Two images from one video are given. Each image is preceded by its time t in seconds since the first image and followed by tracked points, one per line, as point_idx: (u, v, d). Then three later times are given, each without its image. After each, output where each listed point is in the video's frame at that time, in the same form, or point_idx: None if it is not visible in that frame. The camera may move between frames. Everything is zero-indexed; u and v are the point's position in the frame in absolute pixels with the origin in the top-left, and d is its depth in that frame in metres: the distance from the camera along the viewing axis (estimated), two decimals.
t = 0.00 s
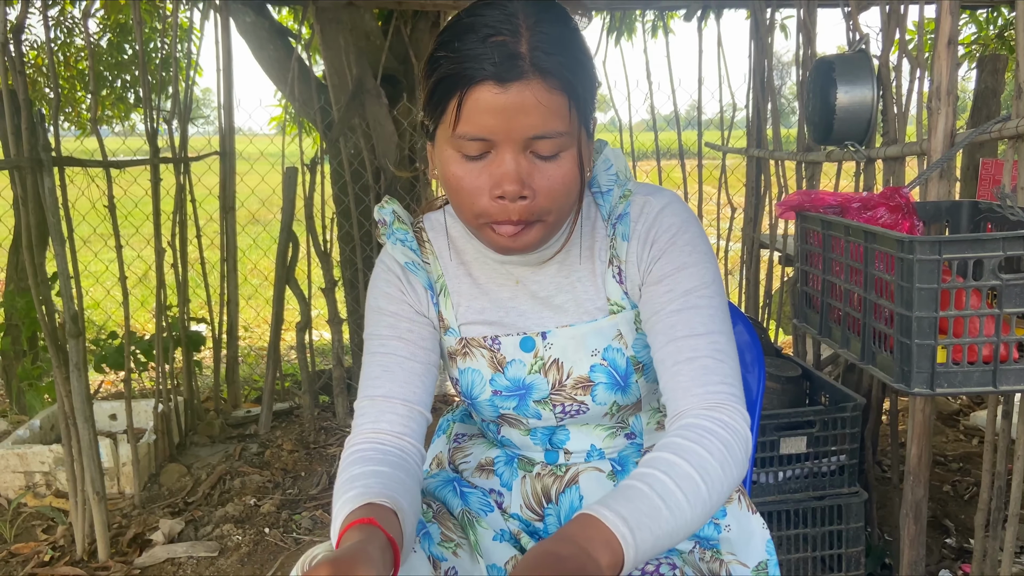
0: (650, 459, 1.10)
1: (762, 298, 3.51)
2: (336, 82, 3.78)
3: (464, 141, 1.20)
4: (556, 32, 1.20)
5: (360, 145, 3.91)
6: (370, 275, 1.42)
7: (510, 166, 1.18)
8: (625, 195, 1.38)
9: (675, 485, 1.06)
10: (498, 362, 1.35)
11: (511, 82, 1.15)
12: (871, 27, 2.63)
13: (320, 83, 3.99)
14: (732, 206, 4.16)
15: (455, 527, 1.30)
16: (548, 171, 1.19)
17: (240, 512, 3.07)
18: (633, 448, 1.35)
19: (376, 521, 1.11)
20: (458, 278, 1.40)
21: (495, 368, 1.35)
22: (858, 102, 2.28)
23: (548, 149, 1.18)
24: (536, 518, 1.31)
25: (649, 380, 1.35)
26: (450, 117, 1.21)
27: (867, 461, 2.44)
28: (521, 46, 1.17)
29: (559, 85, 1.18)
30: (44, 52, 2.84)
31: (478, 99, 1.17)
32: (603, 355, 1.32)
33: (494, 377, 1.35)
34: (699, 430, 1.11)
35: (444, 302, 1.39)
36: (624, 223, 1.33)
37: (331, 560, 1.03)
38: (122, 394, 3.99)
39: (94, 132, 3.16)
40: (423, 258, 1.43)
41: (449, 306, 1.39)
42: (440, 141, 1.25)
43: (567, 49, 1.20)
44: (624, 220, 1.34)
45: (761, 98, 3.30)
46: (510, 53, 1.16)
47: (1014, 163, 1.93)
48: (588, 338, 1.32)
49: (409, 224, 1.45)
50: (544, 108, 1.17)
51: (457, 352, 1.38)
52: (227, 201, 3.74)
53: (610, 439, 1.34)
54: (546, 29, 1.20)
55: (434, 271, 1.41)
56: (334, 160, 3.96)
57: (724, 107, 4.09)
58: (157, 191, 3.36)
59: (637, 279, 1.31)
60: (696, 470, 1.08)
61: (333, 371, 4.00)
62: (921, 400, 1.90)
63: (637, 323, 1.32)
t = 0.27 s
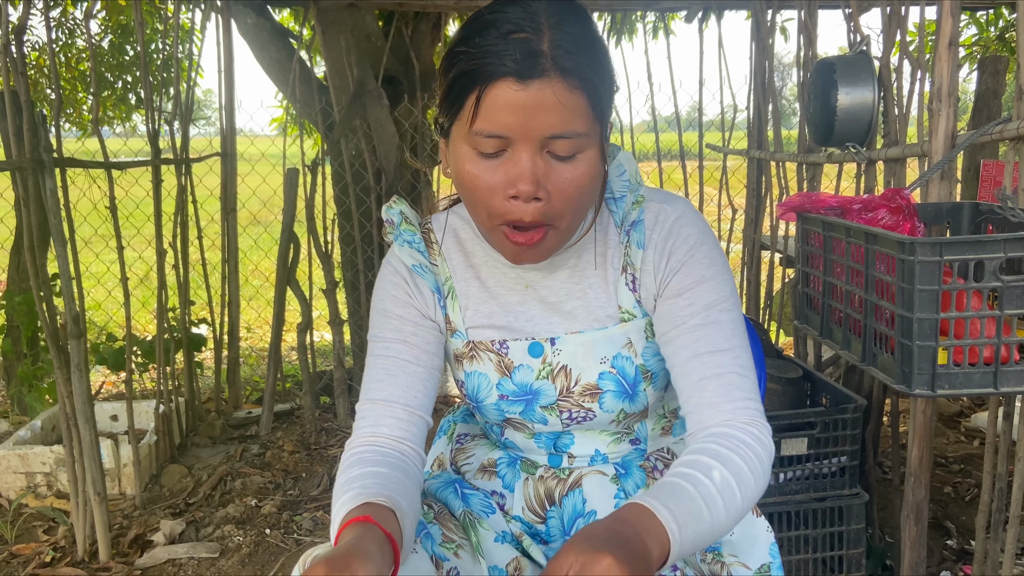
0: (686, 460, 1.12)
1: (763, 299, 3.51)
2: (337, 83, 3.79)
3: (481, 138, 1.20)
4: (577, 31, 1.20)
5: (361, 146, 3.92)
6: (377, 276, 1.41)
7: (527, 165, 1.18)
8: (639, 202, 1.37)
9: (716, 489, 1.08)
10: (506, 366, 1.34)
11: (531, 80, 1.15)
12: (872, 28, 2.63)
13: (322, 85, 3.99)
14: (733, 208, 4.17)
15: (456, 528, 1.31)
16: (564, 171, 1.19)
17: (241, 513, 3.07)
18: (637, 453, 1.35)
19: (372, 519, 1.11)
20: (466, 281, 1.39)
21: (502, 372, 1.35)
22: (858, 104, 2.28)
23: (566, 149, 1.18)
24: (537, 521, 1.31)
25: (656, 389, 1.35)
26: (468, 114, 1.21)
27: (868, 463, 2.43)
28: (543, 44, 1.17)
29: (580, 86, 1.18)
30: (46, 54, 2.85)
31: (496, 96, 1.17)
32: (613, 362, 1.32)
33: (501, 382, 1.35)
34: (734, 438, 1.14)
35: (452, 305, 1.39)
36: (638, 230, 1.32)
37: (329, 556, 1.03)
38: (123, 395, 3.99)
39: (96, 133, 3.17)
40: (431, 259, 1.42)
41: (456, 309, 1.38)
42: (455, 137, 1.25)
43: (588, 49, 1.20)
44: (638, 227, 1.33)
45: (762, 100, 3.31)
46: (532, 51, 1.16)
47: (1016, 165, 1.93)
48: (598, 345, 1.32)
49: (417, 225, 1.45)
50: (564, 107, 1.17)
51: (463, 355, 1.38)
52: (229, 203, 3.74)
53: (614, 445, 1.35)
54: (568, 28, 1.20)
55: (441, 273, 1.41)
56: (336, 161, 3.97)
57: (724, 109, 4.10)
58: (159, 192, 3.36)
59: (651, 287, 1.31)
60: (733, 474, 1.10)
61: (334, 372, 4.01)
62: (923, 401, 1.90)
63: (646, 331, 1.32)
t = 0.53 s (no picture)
0: (743, 505, 1.17)
1: (765, 300, 3.51)
2: (338, 84, 3.79)
3: (501, 134, 1.20)
4: (599, 28, 1.21)
5: (361, 148, 3.92)
6: (386, 280, 1.40)
7: (548, 161, 1.18)
8: (661, 211, 1.39)
9: (778, 508, 1.16)
10: (519, 373, 1.34)
11: (552, 74, 1.16)
12: (873, 29, 2.63)
13: (323, 86, 3.99)
14: (734, 209, 4.17)
15: (460, 530, 1.30)
16: (584, 169, 1.19)
17: (242, 514, 3.07)
18: (644, 459, 1.36)
19: (368, 504, 1.14)
20: (479, 288, 1.39)
21: (515, 379, 1.35)
22: (859, 105, 2.28)
23: (587, 145, 1.18)
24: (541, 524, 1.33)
25: (671, 398, 1.35)
26: (488, 109, 1.21)
27: (869, 464, 2.43)
28: (565, 39, 1.18)
29: (601, 83, 1.18)
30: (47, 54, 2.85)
31: (517, 90, 1.18)
32: (628, 372, 1.32)
33: (513, 389, 1.35)
34: (778, 470, 1.19)
35: (463, 311, 1.38)
36: (662, 241, 1.34)
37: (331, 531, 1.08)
38: (124, 396, 4.00)
39: (97, 134, 3.17)
40: (442, 265, 1.41)
41: (468, 315, 1.38)
42: (474, 135, 1.25)
43: (611, 46, 1.21)
44: (662, 237, 1.34)
45: (763, 101, 3.31)
46: (554, 45, 1.17)
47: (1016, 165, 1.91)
48: (613, 354, 1.33)
49: (427, 230, 1.43)
50: (585, 103, 1.17)
51: (474, 360, 1.37)
52: (229, 203, 3.74)
53: (622, 450, 1.35)
54: (590, 25, 1.20)
55: (452, 279, 1.40)
56: (337, 162, 3.97)
57: (725, 110, 4.10)
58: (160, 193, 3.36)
59: (673, 296, 1.32)
60: (787, 513, 1.16)
61: (335, 373, 4.01)
62: (924, 402, 1.89)
63: (663, 341, 1.33)
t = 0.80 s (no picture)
0: (759, 519, 1.18)
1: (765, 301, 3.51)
2: (339, 85, 3.80)
3: (517, 136, 1.20)
4: (620, 28, 1.21)
5: (362, 148, 3.92)
6: (399, 284, 1.38)
7: (563, 162, 1.17)
8: (682, 220, 1.40)
9: (793, 521, 1.18)
10: (533, 383, 1.35)
11: (566, 73, 1.16)
12: (873, 31, 2.63)
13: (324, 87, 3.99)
14: (735, 209, 4.17)
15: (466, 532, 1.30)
16: (601, 170, 1.19)
17: (243, 515, 3.07)
18: (653, 467, 1.37)
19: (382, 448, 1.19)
20: (494, 296, 1.39)
21: (528, 389, 1.35)
22: (860, 106, 2.28)
23: (604, 147, 1.18)
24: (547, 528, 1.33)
25: (684, 409, 1.36)
26: (504, 111, 1.22)
27: (870, 465, 2.43)
28: (581, 37, 1.18)
29: (618, 83, 1.18)
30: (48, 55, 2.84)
31: (532, 90, 1.18)
32: (644, 383, 1.33)
33: (525, 399, 1.35)
34: (788, 499, 1.20)
35: (477, 319, 1.39)
36: (683, 251, 1.35)
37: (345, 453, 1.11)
38: (124, 397, 4.00)
39: (98, 134, 3.17)
40: (457, 272, 1.41)
41: (482, 324, 1.38)
42: (491, 139, 1.26)
43: (631, 46, 1.21)
44: (683, 247, 1.36)
45: (763, 102, 3.31)
46: (570, 44, 1.18)
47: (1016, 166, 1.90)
48: (630, 365, 1.33)
49: (440, 237, 1.43)
50: (601, 103, 1.17)
51: (487, 369, 1.38)
52: (230, 204, 3.74)
53: (632, 459, 1.36)
54: (609, 25, 1.20)
55: (467, 287, 1.40)
56: (337, 163, 3.96)
57: (726, 111, 4.10)
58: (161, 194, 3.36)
59: (692, 306, 1.33)
60: (798, 545, 1.17)
61: (336, 374, 4.01)
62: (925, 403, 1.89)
63: (680, 351, 1.34)
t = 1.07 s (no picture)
0: (766, 519, 1.19)
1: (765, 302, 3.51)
2: (339, 87, 3.81)
3: (526, 144, 1.20)
4: (631, 35, 1.21)
5: (362, 150, 3.92)
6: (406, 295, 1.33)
7: (573, 171, 1.17)
8: (689, 221, 1.41)
9: (801, 524, 1.18)
10: (542, 393, 1.35)
11: (576, 81, 1.16)
12: (873, 32, 2.64)
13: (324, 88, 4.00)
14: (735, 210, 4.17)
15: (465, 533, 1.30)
16: (611, 179, 1.19)
17: (243, 516, 3.07)
18: (657, 473, 1.37)
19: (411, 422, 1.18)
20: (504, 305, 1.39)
21: (538, 399, 1.35)
22: (861, 107, 2.28)
23: (615, 156, 1.18)
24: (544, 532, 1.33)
25: (694, 412, 1.37)
26: (513, 117, 1.22)
27: (870, 466, 2.43)
28: (592, 44, 1.18)
29: (629, 91, 1.18)
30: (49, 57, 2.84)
31: (541, 98, 1.18)
32: (655, 388, 1.33)
33: (536, 408, 1.35)
34: (798, 500, 1.20)
35: (488, 329, 1.37)
36: (692, 251, 1.36)
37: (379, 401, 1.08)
38: (125, 399, 4.00)
39: (98, 136, 3.17)
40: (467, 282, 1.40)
41: (492, 333, 1.37)
42: (501, 144, 1.26)
43: (642, 54, 1.21)
44: (692, 248, 1.37)
45: (763, 103, 3.31)
46: (580, 51, 1.18)
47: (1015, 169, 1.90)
48: (641, 369, 1.33)
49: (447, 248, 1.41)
50: (613, 112, 1.17)
51: (495, 379, 1.39)
52: (230, 205, 3.74)
53: (637, 466, 1.36)
54: (621, 31, 1.20)
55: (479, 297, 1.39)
56: (338, 165, 3.96)
57: (726, 112, 4.10)
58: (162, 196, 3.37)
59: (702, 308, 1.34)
60: (806, 547, 1.17)
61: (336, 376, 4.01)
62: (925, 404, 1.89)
63: (690, 354, 1.35)
